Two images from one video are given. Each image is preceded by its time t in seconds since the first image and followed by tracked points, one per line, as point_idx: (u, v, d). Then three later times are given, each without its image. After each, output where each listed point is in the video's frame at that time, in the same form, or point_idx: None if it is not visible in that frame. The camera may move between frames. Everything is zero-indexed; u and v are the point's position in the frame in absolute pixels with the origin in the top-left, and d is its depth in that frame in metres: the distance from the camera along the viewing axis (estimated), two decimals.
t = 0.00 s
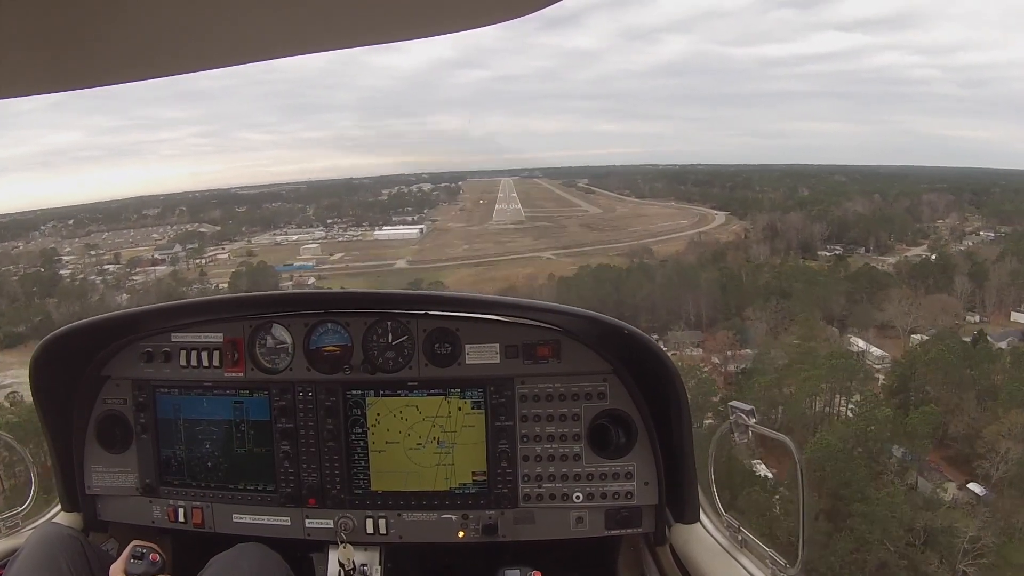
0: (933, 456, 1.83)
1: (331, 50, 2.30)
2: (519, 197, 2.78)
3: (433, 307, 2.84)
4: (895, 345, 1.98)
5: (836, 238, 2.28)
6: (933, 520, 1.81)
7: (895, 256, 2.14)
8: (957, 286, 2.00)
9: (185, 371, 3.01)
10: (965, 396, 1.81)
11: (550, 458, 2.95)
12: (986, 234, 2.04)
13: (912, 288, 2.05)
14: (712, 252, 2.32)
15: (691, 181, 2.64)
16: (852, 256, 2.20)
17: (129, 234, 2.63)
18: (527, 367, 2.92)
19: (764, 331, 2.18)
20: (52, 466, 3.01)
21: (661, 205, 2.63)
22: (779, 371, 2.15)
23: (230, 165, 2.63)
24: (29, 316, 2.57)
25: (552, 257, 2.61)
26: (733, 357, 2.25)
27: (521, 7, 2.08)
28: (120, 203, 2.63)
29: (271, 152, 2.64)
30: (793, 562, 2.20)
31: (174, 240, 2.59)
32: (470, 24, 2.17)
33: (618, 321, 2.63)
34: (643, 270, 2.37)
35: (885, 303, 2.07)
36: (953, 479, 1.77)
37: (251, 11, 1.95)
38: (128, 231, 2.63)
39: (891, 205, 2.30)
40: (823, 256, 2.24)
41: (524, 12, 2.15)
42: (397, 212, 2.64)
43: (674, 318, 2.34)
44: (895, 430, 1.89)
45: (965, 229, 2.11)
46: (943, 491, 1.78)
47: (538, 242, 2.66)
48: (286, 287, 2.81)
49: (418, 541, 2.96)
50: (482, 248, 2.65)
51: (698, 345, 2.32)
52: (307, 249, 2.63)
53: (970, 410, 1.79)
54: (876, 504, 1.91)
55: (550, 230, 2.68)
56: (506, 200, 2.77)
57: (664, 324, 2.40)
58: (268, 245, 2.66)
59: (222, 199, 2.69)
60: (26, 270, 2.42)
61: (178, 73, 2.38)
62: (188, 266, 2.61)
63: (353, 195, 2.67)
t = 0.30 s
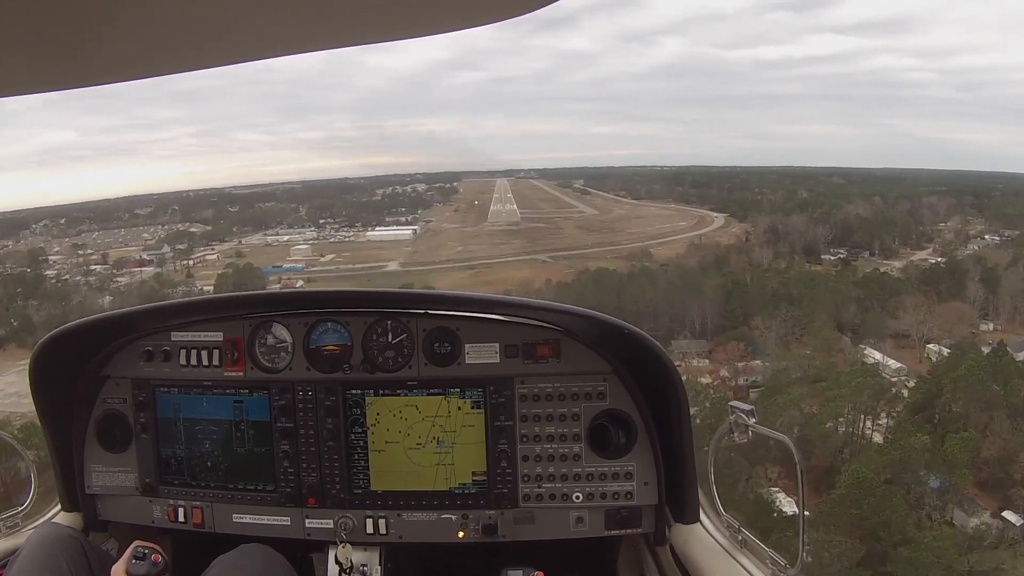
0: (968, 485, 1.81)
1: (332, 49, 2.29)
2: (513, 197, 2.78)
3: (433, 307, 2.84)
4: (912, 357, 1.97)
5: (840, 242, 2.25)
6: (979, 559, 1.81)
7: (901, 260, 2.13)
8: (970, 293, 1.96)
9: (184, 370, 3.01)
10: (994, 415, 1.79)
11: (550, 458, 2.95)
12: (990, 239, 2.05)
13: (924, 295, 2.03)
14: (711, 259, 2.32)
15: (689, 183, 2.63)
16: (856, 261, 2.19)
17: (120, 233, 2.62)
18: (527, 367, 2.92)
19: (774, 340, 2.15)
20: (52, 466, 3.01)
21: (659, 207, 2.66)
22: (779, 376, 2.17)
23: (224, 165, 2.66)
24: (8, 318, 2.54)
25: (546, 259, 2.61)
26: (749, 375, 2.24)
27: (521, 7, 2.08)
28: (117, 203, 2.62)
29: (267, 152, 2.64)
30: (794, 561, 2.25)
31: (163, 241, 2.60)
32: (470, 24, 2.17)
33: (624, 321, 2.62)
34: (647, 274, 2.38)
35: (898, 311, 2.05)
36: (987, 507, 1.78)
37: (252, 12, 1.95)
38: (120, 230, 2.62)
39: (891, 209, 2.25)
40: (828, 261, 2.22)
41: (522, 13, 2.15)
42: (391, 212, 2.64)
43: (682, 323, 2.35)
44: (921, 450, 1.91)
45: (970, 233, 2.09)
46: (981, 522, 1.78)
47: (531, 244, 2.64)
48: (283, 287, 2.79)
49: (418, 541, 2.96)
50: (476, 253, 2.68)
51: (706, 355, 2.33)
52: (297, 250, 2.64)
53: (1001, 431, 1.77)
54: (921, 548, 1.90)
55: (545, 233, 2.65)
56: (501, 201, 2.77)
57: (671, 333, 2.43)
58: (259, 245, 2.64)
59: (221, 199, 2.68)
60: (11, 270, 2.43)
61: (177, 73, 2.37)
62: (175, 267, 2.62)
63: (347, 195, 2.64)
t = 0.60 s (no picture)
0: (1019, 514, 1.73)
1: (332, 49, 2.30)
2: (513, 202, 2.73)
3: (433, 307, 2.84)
4: (939, 371, 1.92)
5: (848, 245, 2.22)
6: None
7: (911, 264, 2.08)
8: (989, 298, 1.92)
9: (185, 371, 3.01)
10: None
11: (550, 458, 2.95)
12: (999, 240, 1.97)
13: (945, 303, 1.98)
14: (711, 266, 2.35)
15: (690, 185, 2.58)
16: (866, 264, 2.16)
17: (114, 241, 2.58)
18: (527, 367, 2.92)
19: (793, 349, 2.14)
20: (52, 466, 3.01)
21: (662, 212, 2.64)
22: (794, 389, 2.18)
23: (226, 171, 2.66)
24: None
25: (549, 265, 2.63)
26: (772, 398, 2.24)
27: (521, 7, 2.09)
28: (115, 205, 2.63)
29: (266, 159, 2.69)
30: (793, 561, 2.24)
31: (155, 248, 2.60)
32: (470, 24, 2.18)
33: (637, 330, 2.63)
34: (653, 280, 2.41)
35: (920, 319, 2.01)
36: None
37: (252, 13, 1.96)
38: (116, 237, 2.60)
39: (899, 210, 2.23)
40: (837, 264, 2.20)
41: (522, 13, 2.15)
42: (387, 218, 2.66)
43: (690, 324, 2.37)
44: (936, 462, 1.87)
45: (977, 235, 2.02)
46: None
47: (535, 249, 2.70)
48: (284, 288, 2.81)
49: (418, 541, 2.96)
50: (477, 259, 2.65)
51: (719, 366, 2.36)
52: (290, 257, 2.65)
53: None
54: None
55: (543, 239, 2.67)
56: (500, 206, 2.72)
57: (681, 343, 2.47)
58: (252, 251, 2.66)
59: (218, 206, 2.67)
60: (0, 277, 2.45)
61: (178, 73, 2.38)
62: (165, 275, 2.61)
63: (345, 200, 2.68)
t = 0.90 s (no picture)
0: None
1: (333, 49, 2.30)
2: (515, 203, 2.86)
3: (433, 308, 2.84)
4: (972, 385, 1.92)
5: (861, 247, 2.31)
6: None
7: (927, 266, 2.16)
8: (1012, 302, 1.96)
9: (185, 371, 3.01)
10: None
11: (550, 458, 2.95)
12: (1013, 242, 1.99)
13: (969, 310, 2.00)
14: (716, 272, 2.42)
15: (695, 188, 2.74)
16: (879, 267, 2.25)
17: (112, 243, 2.62)
18: (527, 367, 2.92)
19: (818, 362, 2.15)
20: (52, 466, 3.01)
21: (667, 212, 2.74)
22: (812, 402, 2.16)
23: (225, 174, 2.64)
24: None
25: (552, 269, 2.67)
26: (794, 413, 2.19)
27: (522, 7, 2.09)
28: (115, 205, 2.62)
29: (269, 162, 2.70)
30: (793, 562, 2.24)
31: (151, 251, 2.59)
32: (471, 24, 2.18)
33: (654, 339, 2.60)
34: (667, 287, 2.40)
35: (945, 326, 2.02)
36: None
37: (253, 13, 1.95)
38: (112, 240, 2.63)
39: (908, 212, 2.33)
40: (851, 266, 2.28)
41: (522, 14, 2.15)
42: (387, 221, 2.74)
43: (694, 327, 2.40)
44: (969, 476, 1.85)
45: (989, 237, 2.10)
46: None
47: (537, 252, 2.73)
48: (285, 289, 2.81)
49: (418, 542, 2.96)
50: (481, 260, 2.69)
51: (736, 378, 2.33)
52: (287, 261, 2.64)
53: None
54: None
55: (549, 241, 2.73)
56: (503, 208, 2.86)
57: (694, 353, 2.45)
58: (251, 255, 2.65)
59: (219, 207, 2.69)
60: None
61: (178, 74, 2.38)
62: (160, 279, 2.62)
63: (347, 203, 2.71)
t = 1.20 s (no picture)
0: None
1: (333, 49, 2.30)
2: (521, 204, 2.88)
3: (433, 308, 2.84)
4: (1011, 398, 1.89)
5: (877, 248, 2.33)
6: None
7: (945, 267, 2.14)
8: None
9: (184, 371, 3.01)
10: None
11: (550, 458, 2.95)
12: None
13: (1000, 315, 1.96)
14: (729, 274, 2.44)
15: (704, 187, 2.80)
16: (898, 269, 2.23)
17: (116, 245, 2.64)
18: (527, 367, 2.92)
19: (850, 380, 2.12)
20: (52, 467, 3.01)
21: (674, 212, 2.83)
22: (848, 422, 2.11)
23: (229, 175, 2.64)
24: None
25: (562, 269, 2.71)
26: (825, 429, 2.13)
27: (521, 7, 2.09)
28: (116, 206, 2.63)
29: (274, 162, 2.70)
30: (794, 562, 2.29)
31: (151, 254, 2.63)
32: (471, 24, 2.18)
33: (665, 347, 2.60)
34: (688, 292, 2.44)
35: (976, 333, 2.00)
36: None
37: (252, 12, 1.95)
38: (116, 241, 2.65)
39: (922, 212, 2.32)
40: (869, 267, 2.30)
41: (522, 13, 2.16)
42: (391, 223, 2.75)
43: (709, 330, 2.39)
44: None
45: (1006, 236, 2.04)
46: None
47: (544, 253, 2.71)
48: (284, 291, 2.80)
49: (418, 542, 2.96)
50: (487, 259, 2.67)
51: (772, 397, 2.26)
52: (289, 263, 2.59)
53: None
54: None
55: (557, 243, 2.73)
56: (508, 208, 2.88)
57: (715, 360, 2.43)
58: (252, 258, 2.62)
59: (222, 208, 2.68)
60: None
61: (178, 74, 2.38)
62: (159, 283, 2.62)
63: (351, 203, 2.75)
